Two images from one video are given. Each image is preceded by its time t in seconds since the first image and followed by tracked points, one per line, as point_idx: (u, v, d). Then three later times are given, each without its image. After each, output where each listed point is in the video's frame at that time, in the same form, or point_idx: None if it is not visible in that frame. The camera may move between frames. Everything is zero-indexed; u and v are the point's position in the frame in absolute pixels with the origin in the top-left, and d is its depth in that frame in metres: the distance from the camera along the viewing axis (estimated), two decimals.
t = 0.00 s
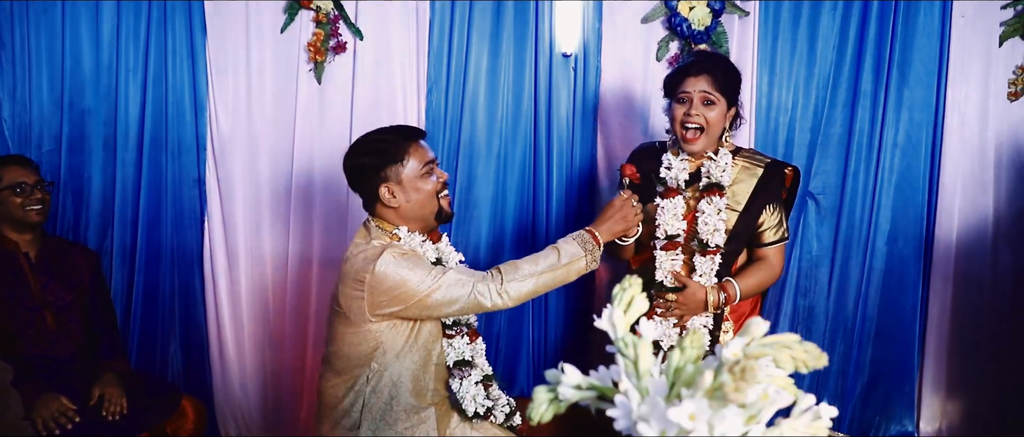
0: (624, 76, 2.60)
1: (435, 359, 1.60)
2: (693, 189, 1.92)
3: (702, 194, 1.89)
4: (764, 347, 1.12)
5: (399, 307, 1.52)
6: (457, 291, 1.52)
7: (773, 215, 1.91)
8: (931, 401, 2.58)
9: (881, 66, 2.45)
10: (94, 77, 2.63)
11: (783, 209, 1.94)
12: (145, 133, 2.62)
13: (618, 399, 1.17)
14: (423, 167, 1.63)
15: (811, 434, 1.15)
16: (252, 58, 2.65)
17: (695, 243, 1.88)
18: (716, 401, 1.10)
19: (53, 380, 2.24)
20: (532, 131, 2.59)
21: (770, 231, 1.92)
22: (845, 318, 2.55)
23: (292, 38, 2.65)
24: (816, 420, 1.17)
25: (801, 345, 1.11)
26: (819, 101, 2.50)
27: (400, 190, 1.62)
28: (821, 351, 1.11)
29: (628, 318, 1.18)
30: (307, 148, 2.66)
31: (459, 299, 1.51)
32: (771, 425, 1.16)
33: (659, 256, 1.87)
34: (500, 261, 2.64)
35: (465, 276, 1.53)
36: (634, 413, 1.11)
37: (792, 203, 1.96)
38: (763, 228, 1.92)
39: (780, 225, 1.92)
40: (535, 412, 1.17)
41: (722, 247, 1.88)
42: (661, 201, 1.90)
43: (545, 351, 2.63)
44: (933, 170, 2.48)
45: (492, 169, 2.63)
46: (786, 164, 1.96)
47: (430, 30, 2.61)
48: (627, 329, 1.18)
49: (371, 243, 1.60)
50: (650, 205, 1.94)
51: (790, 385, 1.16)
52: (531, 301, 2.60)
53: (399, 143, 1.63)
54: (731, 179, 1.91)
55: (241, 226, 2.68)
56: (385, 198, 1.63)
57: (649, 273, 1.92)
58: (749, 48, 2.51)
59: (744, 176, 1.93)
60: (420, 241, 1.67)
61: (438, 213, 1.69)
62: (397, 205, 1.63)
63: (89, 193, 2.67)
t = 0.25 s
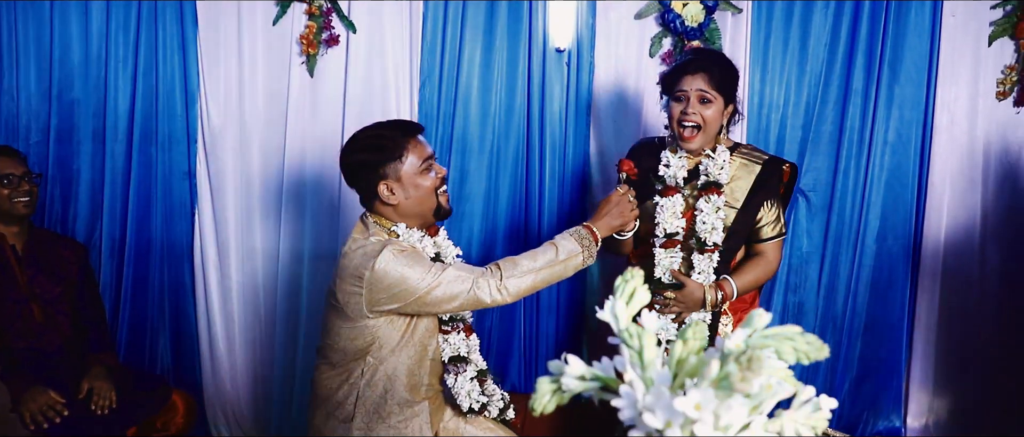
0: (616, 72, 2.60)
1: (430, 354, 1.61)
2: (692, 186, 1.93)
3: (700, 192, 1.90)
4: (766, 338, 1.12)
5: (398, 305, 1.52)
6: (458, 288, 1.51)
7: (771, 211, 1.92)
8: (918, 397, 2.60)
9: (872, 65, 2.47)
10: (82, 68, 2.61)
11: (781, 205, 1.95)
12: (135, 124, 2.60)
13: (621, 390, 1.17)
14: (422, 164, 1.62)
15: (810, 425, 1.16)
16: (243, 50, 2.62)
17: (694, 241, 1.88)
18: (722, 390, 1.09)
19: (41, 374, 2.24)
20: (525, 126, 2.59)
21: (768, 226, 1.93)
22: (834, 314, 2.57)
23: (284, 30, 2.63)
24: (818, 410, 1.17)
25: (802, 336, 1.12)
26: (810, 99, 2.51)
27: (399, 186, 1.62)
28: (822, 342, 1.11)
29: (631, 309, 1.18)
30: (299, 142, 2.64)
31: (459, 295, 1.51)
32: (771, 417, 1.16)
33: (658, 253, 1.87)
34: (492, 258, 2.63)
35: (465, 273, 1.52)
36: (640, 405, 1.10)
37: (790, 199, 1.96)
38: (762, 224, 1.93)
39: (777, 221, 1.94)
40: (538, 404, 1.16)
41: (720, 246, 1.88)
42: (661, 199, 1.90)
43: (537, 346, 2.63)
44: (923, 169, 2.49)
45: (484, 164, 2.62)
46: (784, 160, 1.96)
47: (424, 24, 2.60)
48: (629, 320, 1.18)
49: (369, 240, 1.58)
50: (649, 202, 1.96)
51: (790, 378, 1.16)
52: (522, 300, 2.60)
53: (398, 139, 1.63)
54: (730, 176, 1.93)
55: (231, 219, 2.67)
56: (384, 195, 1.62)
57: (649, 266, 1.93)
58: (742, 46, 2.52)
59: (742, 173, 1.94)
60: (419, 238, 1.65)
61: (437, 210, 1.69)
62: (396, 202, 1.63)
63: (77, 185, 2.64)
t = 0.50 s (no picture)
0: (614, 66, 2.59)
1: (432, 350, 1.61)
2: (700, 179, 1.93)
3: (708, 185, 1.90)
4: (775, 330, 1.16)
5: (402, 302, 1.52)
6: (463, 287, 1.52)
7: (778, 204, 1.93)
8: (913, 392, 2.62)
9: (869, 61, 2.47)
10: (79, 60, 2.60)
11: (789, 198, 1.95)
12: (132, 117, 2.60)
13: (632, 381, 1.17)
14: (428, 162, 1.61)
15: (818, 415, 1.18)
16: (241, 43, 2.62)
17: (702, 234, 1.89)
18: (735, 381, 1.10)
19: (38, 367, 2.23)
20: (523, 121, 2.59)
21: (775, 220, 1.93)
22: (830, 309, 2.57)
23: (282, 23, 2.62)
24: (825, 401, 1.19)
25: (810, 327, 1.15)
26: (807, 95, 2.52)
27: (406, 184, 1.60)
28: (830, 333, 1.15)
29: (639, 301, 1.21)
30: (296, 135, 2.64)
31: (464, 294, 1.52)
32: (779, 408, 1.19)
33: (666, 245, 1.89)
34: (489, 257, 2.63)
35: (471, 272, 1.53)
36: (651, 394, 1.10)
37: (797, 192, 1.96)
38: (769, 217, 1.94)
39: (785, 214, 1.94)
40: (547, 394, 1.17)
41: (728, 239, 1.88)
42: (670, 191, 1.90)
43: (534, 341, 2.63)
44: (918, 163, 2.49)
45: (482, 159, 2.62)
46: (792, 154, 1.96)
47: (422, 17, 2.59)
48: (638, 310, 1.21)
49: (373, 237, 1.58)
50: (659, 194, 1.96)
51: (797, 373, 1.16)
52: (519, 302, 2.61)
53: (404, 135, 1.61)
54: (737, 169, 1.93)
55: (228, 212, 2.66)
56: (391, 194, 1.61)
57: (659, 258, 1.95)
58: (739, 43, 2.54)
59: (750, 166, 1.94)
60: (425, 234, 1.64)
61: (443, 208, 1.68)
62: (403, 200, 1.61)
63: (73, 178, 2.64)
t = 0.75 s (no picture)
0: (612, 63, 2.59)
1: (431, 345, 1.61)
2: (707, 175, 1.93)
3: (715, 181, 1.90)
4: (780, 323, 1.16)
5: (405, 299, 1.52)
6: (466, 285, 1.52)
7: (788, 200, 1.92)
8: (907, 388, 2.63)
9: (866, 59, 2.48)
10: (75, 54, 2.59)
11: (798, 195, 1.94)
12: (128, 111, 2.58)
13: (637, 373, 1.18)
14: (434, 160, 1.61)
15: (820, 408, 1.18)
16: (238, 37, 2.61)
17: (709, 230, 1.89)
18: (742, 372, 1.12)
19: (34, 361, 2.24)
20: (522, 117, 2.59)
21: (784, 216, 1.92)
22: (826, 306, 2.58)
23: (280, 18, 2.62)
24: (826, 395, 1.19)
25: (813, 320, 1.16)
26: (804, 92, 2.52)
27: (411, 182, 1.60)
28: (834, 326, 1.15)
29: (644, 293, 1.22)
30: (294, 130, 2.63)
31: (467, 292, 1.52)
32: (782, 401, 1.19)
33: (673, 241, 1.90)
34: (487, 254, 2.63)
35: (474, 271, 1.53)
36: (658, 385, 1.11)
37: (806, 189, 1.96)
38: (778, 214, 1.93)
39: (794, 211, 1.93)
40: (553, 386, 1.18)
41: (736, 234, 1.88)
42: (677, 186, 1.92)
43: (531, 337, 2.63)
44: (914, 161, 2.50)
45: (480, 155, 2.62)
46: (801, 150, 1.95)
47: (420, 13, 2.59)
48: (642, 303, 1.23)
49: (377, 233, 1.58)
50: (666, 189, 1.97)
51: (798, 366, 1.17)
52: (516, 304, 2.62)
53: (410, 132, 1.61)
54: (745, 165, 1.93)
55: (225, 207, 2.65)
56: (396, 191, 1.61)
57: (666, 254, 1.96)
58: (737, 39, 2.54)
59: (758, 162, 1.93)
60: (429, 231, 1.65)
61: (448, 206, 1.70)
62: (408, 197, 1.62)
63: (69, 173, 2.62)
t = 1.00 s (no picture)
0: (609, 60, 2.60)
1: (430, 342, 1.61)
2: (718, 173, 1.92)
3: (726, 179, 1.88)
4: (780, 317, 1.17)
5: (407, 295, 1.52)
6: (469, 283, 1.52)
7: (800, 198, 1.91)
8: (900, 384, 2.64)
9: (861, 57, 2.49)
10: (69, 47, 2.57)
11: (810, 193, 1.93)
12: (123, 105, 2.57)
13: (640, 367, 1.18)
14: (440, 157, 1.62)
15: (820, 403, 1.18)
16: (234, 31, 2.60)
17: (721, 229, 1.88)
18: (746, 366, 1.11)
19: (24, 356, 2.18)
20: (518, 113, 2.59)
21: (797, 214, 1.91)
22: (821, 303, 2.59)
23: (277, 13, 2.61)
24: (826, 389, 1.19)
25: (815, 314, 1.15)
26: (799, 91, 2.52)
27: (416, 177, 1.61)
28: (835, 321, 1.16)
29: (647, 288, 1.20)
30: (290, 126, 2.63)
31: (469, 290, 1.52)
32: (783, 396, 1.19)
33: (683, 239, 1.88)
34: (483, 250, 2.64)
35: (477, 269, 1.53)
36: (662, 380, 1.11)
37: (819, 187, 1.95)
38: (790, 212, 1.92)
39: (807, 209, 1.92)
40: (556, 380, 1.18)
41: (747, 233, 1.87)
42: (687, 184, 1.90)
43: (526, 333, 2.64)
44: (908, 159, 2.52)
45: (477, 151, 2.62)
46: (813, 147, 1.94)
47: (417, 9, 2.58)
48: (644, 298, 1.20)
49: (382, 230, 1.58)
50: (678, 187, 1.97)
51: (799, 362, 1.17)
52: (511, 303, 2.62)
53: (418, 128, 1.62)
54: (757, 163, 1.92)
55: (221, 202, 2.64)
56: (401, 186, 1.62)
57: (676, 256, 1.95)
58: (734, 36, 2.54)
59: (770, 160, 1.92)
60: (432, 229, 1.66)
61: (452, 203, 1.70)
62: (412, 193, 1.62)
63: (62, 167, 2.61)
